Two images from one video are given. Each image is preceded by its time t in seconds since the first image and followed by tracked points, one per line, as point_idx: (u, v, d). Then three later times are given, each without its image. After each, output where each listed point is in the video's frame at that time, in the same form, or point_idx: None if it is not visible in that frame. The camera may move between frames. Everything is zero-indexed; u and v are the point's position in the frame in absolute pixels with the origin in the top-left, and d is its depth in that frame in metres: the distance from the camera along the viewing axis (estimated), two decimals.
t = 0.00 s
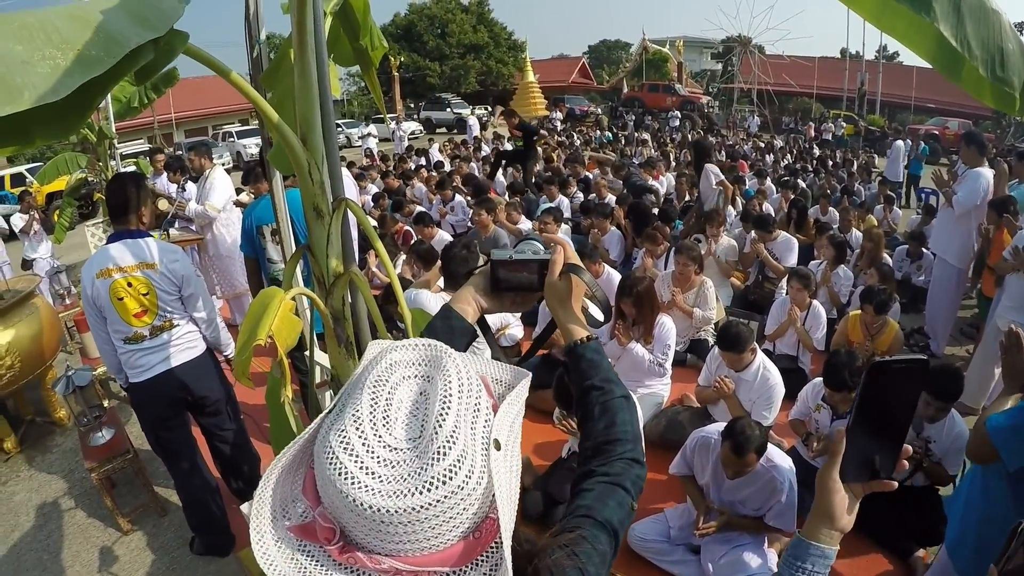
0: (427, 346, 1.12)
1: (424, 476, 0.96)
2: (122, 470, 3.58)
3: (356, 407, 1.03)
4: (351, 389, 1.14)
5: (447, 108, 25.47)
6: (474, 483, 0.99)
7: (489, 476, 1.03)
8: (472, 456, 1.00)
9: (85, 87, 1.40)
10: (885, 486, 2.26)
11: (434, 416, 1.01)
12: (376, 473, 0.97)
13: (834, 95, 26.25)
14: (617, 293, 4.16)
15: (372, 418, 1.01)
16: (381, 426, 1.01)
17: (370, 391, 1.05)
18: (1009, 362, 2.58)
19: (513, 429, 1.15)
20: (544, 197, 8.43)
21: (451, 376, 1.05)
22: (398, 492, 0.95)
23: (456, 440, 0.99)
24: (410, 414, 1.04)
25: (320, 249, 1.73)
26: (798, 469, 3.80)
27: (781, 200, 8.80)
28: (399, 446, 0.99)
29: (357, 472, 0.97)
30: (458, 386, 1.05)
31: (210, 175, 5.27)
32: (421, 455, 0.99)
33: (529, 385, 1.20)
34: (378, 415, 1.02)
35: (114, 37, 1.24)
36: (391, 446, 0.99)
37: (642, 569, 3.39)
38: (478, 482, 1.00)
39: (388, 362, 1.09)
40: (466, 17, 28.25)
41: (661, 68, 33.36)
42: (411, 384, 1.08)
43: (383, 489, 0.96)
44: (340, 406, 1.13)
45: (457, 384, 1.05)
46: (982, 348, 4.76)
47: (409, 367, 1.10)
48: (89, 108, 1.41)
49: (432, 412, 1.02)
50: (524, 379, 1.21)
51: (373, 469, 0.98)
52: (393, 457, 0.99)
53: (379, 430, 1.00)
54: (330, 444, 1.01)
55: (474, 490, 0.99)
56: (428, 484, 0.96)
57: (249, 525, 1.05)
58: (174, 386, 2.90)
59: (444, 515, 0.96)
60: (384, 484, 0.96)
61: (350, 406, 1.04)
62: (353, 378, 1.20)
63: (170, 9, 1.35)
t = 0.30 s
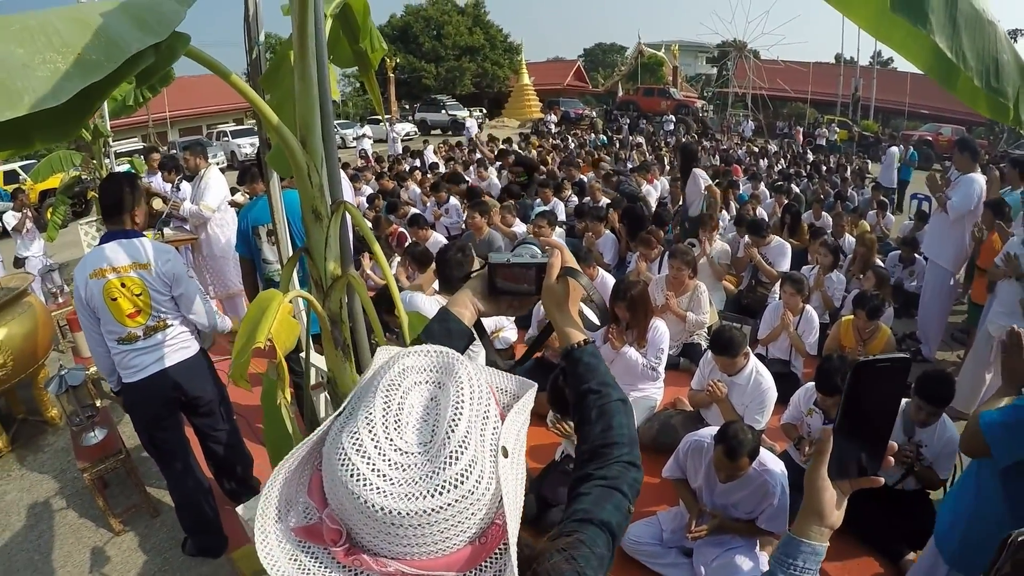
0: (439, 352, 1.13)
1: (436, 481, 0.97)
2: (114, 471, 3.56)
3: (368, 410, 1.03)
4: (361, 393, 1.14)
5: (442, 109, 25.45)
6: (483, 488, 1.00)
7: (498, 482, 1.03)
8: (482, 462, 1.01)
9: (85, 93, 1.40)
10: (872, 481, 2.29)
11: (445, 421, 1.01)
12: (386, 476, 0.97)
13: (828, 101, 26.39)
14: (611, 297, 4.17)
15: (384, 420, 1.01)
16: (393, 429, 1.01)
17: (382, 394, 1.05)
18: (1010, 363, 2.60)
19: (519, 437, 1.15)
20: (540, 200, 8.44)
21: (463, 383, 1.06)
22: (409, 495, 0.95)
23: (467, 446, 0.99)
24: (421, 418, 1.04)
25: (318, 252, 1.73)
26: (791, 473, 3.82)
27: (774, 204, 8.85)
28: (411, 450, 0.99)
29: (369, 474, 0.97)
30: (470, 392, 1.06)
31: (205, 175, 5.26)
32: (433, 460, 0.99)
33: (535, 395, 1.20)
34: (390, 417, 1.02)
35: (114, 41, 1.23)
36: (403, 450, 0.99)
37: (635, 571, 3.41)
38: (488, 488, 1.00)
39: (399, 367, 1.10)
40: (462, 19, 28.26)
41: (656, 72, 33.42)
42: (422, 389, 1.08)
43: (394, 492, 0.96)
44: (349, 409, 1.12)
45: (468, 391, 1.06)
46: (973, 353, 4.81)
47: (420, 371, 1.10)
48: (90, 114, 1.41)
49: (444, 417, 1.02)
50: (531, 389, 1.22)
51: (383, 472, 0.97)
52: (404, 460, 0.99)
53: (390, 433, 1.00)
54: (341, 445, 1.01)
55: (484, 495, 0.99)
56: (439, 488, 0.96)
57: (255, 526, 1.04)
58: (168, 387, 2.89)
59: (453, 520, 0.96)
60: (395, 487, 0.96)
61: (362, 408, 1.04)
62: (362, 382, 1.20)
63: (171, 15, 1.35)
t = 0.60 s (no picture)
0: (452, 361, 1.11)
1: (456, 502, 0.95)
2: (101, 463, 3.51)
3: (384, 429, 1.00)
4: (372, 404, 1.11)
5: (434, 106, 25.32)
6: (503, 504, 0.99)
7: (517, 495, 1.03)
8: (501, 478, 1.00)
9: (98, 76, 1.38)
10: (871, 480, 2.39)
11: (464, 439, 0.99)
12: (406, 497, 0.96)
13: (819, 108, 26.57)
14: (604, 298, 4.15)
15: (400, 439, 0.99)
16: (410, 448, 0.99)
17: (397, 411, 1.02)
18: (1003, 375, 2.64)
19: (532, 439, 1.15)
20: (531, 200, 8.43)
21: (480, 397, 1.04)
22: (430, 519, 0.94)
23: (487, 465, 0.98)
24: (437, 435, 1.02)
25: (320, 246, 1.71)
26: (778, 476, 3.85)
27: (764, 210, 8.90)
28: (430, 470, 0.98)
29: (388, 497, 0.95)
30: (487, 406, 1.04)
31: (197, 166, 5.20)
32: (453, 479, 0.98)
33: (549, 395, 1.19)
34: (407, 436, 1.00)
35: (129, 25, 1.20)
36: (421, 469, 0.98)
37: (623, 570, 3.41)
38: (507, 503, 1.00)
39: (412, 380, 1.07)
40: (456, 16, 28.15)
41: (648, 74, 33.48)
42: (437, 402, 1.06)
43: (414, 516, 0.94)
44: (361, 421, 1.11)
45: (485, 405, 1.04)
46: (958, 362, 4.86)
47: (434, 383, 1.08)
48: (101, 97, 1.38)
49: (462, 434, 1.01)
50: (541, 386, 1.21)
51: (402, 494, 0.96)
52: (423, 479, 0.97)
53: (408, 452, 0.98)
54: (358, 467, 0.99)
55: (504, 511, 0.98)
56: (460, 511, 0.95)
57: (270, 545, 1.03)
58: (159, 379, 2.85)
59: (474, 539, 0.96)
60: (415, 509, 0.95)
61: (377, 426, 1.02)
62: (372, 389, 1.18)
63: (188, 2, 1.32)
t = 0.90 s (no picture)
0: (482, 363, 1.09)
1: (494, 509, 0.96)
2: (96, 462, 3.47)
3: (420, 436, 1.00)
4: (403, 406, 1.11)
5: (427, 106, 25.25)
6: (537, 507, 1.00)
7: (550, 494, 1.03)
8: (536, 482, 1.00)
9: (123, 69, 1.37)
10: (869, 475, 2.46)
11: (499, 446, 0.99)
12: (444, 504, 0.96)
13: (810, 113, 26.74)
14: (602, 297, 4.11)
15: (436, 446, 0.99)
16: (446, 455, 0.99)
17: (432, 417, 1.02)
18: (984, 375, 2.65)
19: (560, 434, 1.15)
20: (525, 201, 8.42)
21: (515, 402, 1.03)
22: (469, 526, 0.94)
23: (524, 471, 0.98)
24: (472, 440, 1.02)
25: (329, 245, 1.68)
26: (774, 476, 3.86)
27: (757, 213, 8.94)
28: (466, 476, 0.98)
29: (426, 504, 0.95)
30: (520, 411, 1.03)
31: (194, 163, 5.13)
32: (489, 485, 0.98)
33: (574, 392, 1.19)
34: (442, 442, 0.99)
35: (160, 19, 1.20)
36: (457, 475, 0.98)
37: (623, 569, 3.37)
38: (542, 505, 1.00)
39: (444, 384, 1.06)
40: (449, 16, 28.12)
41: (641, 77, 33.52)
42: (469, 406, 1.05)
43: (453, 522, 0.94)
44: (391, 425, 1.10)
45: (519, 410, 1.03)
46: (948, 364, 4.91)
47: (465, 387, 1.06)
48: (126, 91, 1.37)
49: (496, 440, 1.00)
50: (567, 381, 1.21)
51: (440, 501, 0.96)
52: (460, 486, 0.97)
53: (443, 458, 0.98)
54: (395, 474, 0.98)
55: (539, 514, 0.99)
56: (498, 516, 0.95)
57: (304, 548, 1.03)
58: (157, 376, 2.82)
59: (511, 542, 0.97)
60: (453, 515, 0.95)
61: (412, 432, 1.01)
62: (399, 389, 1.16)
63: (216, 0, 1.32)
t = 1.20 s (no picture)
0: (493, 350, 1.09)
1: (513, 495, 0.95)
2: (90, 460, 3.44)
3: (436, 424, 0.98)
4: (414, 396, 1.09)
5: (417, 101, 25.14)
6: (553, 491, 1.00)
7: (563, 478, 1.03)
8: (552, 466, 1.00)
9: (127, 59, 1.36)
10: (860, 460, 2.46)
11: (516, 431, 0.99)
12: (463, 493, 0.95)
13: (801, 106, 26.81)
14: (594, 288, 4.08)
15: (452, 435, 0.98)
16: (462, 443, 0.98)
17: (446, 405, 1.00)
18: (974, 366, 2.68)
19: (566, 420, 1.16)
20: (517, 195, 8.41)
21: (529, 388, 1.03)
22: (489, 513, 0.94)
23: (541, 455, 0.98)
24: (486, 427, 1.01)
25: (326, 236, 1.66)
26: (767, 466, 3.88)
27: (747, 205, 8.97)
28: (483, 463, 0.97)
29: (445, 494, 0.94)
30: (534, 397, 1.03)
31: (185, 158, 5.09)
32: (506, 472, 0.97)
33: (579, 377, 1.18)
34: (458, 430, 0.98)
35: (164, 8, 1.19)
36: (474, 463, 0.97)
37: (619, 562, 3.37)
38: (557, 490, 1.01)
39: (457, 372, 1.04)
40: (439, 10, 28.00)
41: (632, 71, 33.44)
42: (482, 393, 1.04)
43: (473, 510, 0.94)
44: (403, 414, 1.08)
45: (533, 395, 1.03)
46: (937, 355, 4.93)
47: (478, 374, 1.05)
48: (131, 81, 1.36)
49: (512, 426, 1.00)
50: (571, 366, 1.21)
51: (459, 489, 0.95)
52: (477, 473, 0.96)
53: (459, 446, 0.97)
54: (411, 463, 0.97)
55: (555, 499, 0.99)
56: (518, 502, 0.95)
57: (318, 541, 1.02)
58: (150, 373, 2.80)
59: (529, 527, 0.97)
60: (473, 503, 0.94)
61: (426, 421, 1.00)
62: (407, 378, 1.15)
63: None
